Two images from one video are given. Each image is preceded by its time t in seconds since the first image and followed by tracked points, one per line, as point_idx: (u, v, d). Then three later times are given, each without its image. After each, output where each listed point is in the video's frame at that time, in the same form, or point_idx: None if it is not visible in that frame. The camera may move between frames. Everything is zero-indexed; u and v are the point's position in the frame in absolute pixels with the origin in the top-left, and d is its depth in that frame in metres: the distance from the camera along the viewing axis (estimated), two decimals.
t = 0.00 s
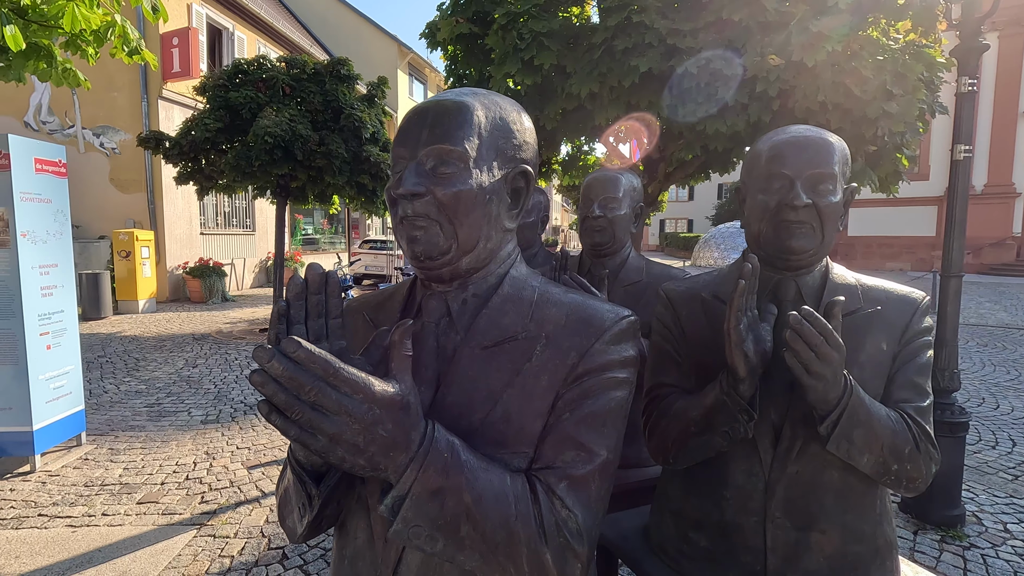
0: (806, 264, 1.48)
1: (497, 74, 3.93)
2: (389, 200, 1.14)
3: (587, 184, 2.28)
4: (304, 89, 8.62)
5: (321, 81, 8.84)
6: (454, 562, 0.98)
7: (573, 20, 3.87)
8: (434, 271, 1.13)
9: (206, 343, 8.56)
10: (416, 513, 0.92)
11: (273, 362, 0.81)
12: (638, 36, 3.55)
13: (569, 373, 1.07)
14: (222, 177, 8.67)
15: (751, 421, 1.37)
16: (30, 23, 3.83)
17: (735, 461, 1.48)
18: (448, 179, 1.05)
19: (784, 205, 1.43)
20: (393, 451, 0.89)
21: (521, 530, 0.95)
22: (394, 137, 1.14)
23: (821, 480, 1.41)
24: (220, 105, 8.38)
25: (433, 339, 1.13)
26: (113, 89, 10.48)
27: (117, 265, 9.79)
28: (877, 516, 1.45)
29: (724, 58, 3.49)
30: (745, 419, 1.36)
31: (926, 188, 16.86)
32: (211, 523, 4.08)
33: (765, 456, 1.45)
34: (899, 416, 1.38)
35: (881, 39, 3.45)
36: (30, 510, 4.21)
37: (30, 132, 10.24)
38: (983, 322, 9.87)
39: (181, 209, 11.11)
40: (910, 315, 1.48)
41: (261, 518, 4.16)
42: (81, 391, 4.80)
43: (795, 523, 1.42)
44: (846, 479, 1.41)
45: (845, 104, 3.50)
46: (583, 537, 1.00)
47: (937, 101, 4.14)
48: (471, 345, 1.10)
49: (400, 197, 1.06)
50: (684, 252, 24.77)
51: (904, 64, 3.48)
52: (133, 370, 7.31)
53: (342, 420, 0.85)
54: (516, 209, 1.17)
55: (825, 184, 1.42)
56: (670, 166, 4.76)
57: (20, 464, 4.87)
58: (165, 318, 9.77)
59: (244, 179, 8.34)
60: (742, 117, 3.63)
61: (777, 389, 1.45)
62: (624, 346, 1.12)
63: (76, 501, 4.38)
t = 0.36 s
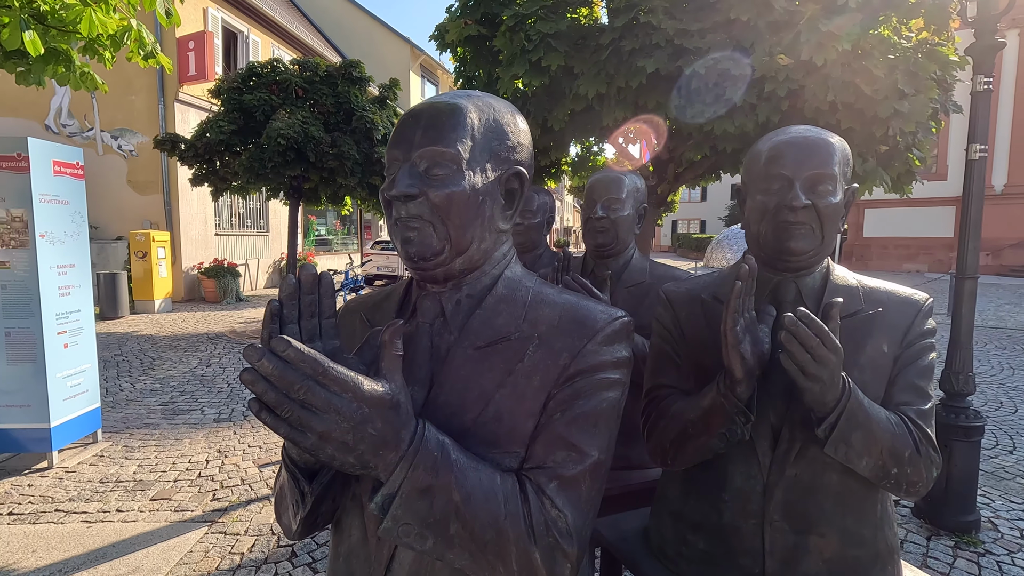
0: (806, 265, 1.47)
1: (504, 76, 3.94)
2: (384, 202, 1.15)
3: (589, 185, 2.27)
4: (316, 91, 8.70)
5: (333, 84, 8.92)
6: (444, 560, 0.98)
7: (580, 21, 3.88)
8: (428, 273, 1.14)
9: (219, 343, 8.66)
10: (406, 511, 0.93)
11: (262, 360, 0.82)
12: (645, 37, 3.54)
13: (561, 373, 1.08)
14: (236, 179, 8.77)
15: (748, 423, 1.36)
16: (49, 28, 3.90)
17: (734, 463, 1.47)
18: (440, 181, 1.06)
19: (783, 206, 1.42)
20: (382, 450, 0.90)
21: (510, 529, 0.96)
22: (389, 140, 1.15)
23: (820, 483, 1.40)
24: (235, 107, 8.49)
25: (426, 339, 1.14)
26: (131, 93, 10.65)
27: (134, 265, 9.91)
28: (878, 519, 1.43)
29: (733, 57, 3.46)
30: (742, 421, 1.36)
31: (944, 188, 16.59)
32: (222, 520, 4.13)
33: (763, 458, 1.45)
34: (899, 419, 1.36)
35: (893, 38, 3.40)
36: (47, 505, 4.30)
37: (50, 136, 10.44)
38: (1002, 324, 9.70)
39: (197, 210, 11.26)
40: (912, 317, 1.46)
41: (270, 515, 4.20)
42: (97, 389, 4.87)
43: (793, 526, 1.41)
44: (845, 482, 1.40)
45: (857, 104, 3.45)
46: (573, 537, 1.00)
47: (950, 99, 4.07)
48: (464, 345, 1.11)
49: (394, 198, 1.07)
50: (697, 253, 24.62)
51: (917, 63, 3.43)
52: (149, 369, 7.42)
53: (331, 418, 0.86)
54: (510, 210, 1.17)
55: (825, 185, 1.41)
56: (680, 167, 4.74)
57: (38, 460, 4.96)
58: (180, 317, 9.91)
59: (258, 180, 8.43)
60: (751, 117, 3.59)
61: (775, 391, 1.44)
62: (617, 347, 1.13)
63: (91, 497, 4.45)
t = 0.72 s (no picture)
0: (807, 266, 1.46)
1: (513, 76, 3.94)
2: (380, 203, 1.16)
3: (593, 185, 2.27)
4: (328, 93, 8.77)
5: (345, 86, 8.98)
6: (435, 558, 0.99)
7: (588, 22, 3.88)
8: (423, 272, 1.15)
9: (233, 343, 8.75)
10: (397, 509, 0.94)
11: (253, 358, 0.84)
12: (653, 37, 3.53)
13: (554, 373, 1.09)
14: (250, 180, 8.86)
15: (746, 424, 1.36)
16: (67, 33, 3.96)
17: (733, 465, 1.46)
18: (434, 182, 1.07)
19: (782, 206, 1.42)
20: (373, 447, 0.91)
21: (500, 527, 0.96)
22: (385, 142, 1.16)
23: (819, 486, 1.39)
24: (248, 110, 8.58)
25: (422, 338, 1.16)
26: (148, 96, 10.80)
27: (151, 266, 10.07)
28: (880, 523, 1.41)
29: (741, 56, 3.43)
30: (740, 423, 1.35)
31: (963, 188, 16.32)
32: (233, 517, 4.18)
33: (762, 460, 1.44)
34: (900, 421, 1.35)
35: (905, 37, 3.34)
36: (63, 501, 4.37)
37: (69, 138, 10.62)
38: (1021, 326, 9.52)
39: (212, 211, 11.40)
40: (915, 319, 1.44)
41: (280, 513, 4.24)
42: (112, 387, 4.95)
43: (793, 529, 1.40)
44: (846, 485, 1.38)
45: (869, 103, 3.39)
46: (563, 537, 1.00)
47: (965, 98, 4.01)
48: (458, 344, 1.12)
49: (388, 199, 1.08)
50: (710, 253, 24.46)
51: (930, 61, 3.37)
52: (164, 368, 7.53)
53: (321, 414, 0.87)
54: (505, 210, 1.18)
55: (824, 185, 1.40)
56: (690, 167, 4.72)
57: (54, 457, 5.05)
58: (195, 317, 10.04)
59: (271, 182, 8.50)
60: (760, 117, 3.55)
61: (775, 393, 1.43)
62: (610, 348, 1.12)
63: (106, 493, 4.53)
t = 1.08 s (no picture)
0: (809, 267, 1.45)
1: (521, 77, 3.95)
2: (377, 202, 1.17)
3: (598, 186, 2.27)
4: (340, 95, 8.83)
5: (357, 88, 9.03)
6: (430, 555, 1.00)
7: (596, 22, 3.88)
8: (421, 272, 1.15)
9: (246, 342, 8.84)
10: (391, 507, 0.94)
11: (249, 356, 0.85)
12: (660, 37, 3.52)
13: (549, 373, 1.09)
14: (263, 182, 8.95)
15: (746, 425, 1.35)
16: (85, 38, 4.00)
17: (734, 467, 1.46)
18: (430, 182, 1.07)
19: (784, 206, 1.41)
20: (369, 445, 0.92)
21: (494, 525, 0.97)
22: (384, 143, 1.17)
23: (820, 489, 1.37)
24: (262, 112, 8.67)
25: (419, 338, 1.17)
26: (164, 99, 10.95)
27: (166, 266, 10.21)
28: (883, 527, 1.40)
29: (750, 56, 3.40)
30: (740, 424, 1.35)
31: (981, 188, 16.07)
32: (244, 515, 4.22)
33: (763, 462, 1.43)
34: (904, 424, 1.33)
35: (918, 35, 3.29)
36: (79, 497, 4.45)
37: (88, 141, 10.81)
38: None
39: (226, 212, 11.53)
40: (919, 320, 1.43)
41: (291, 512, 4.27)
42: (128, 386, 5.03)
43: (794, 531, 1.39)
44: (848, 487, 1.37)
45: (880, 103, 3.34)
46: (557, 537, 1.00)
47: (980, 97, 3.95)
48: (455, 344, 1.12)
49: (386, 199, 1.09)
50: (723, 255, 24.30)
51: (943, 60, 3.32)
52: (178, 367, 7.62)
53: (315, 412, 0.88)
54: (503, 210, 1.18)
55: (826, 185, 1.39)
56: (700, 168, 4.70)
57: (71, 454, 5.14)
58: (209, 317, 10.16)
59: (284, 183, 8.58)
60: (770, 117, 3.52)
61: (777, 394, 1.42)
62: (607, 347, 1.13)
63: (121, 490, 4.60)
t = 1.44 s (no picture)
0: (810, 267, 1.44)
1: (529, 79, 3.96)
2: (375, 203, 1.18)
3: (602, 186, 2.27)
4: (352, 97, 8.88)
5: (369, 90, 9.06)
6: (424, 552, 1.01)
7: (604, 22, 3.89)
8: (417, 272, 1.16)
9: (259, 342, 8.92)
10: (384, 503, 0.95)
11: (243, 353, 0.86)
12: (668, 37, 3.50)
13: (543, 373, 1.09)
14: (276, 183, 9.03)
15: (745, 426, 1.35)
16: (101, 42, 4.09)
17: (733, 469, 1.45)
18: (425, 183, 1.08)
19: (784, 207, 1.40)
20: (362, 442, 0.93)
21: (486, 523, 0.97)
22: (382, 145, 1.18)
23: (820, 491, 1.36)
24: (275, 114, 8.76)
25: (415, 337, 1.18)
26: (179, 102, 11.10)
27: (180, 266, 10.35)
28: (885, 530, 1.38)
29: (758, 56, 3.38)
30: (738, 425, 1.34)
31: (1001, 188, 15.79)
32: (254, 513, 4.26)
33: (763, 464, 1.42)
34: (905, 427, 1.31)
35: (931, 32, 3.23)
36: (94, 493, 4.52)
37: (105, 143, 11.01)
38: None
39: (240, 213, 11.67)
40: (922, 321, 1.41)
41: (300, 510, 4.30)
42: (142, 384, 5.11)
43: (793, 534, 1.38)
44: (848, 490, 1.36)
45: (892, 102, 3.30)
46: (549, 536, 1.01)
47: (995, 94, 3.88)
48: (450, 343, 1.13)
49: (382, 200, 1.10)
50: (736, 256, 24.12)
51: (956, 58, 3.25)
52: (192, 367, 7.72)
53: (308, 409, 0.89)
54: (499, 211, 1.19)
55: (827, 185, 1.39)
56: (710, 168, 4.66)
57: (87, 451, 5.22)
58: (223, 317, 10.27)
59: (296, 184, 8.65)
60: (779, 117, 3.49)
61: (776, 395, 1.41)
62: (602, 347, 1.13)
63: (134, 487, 4.67)
